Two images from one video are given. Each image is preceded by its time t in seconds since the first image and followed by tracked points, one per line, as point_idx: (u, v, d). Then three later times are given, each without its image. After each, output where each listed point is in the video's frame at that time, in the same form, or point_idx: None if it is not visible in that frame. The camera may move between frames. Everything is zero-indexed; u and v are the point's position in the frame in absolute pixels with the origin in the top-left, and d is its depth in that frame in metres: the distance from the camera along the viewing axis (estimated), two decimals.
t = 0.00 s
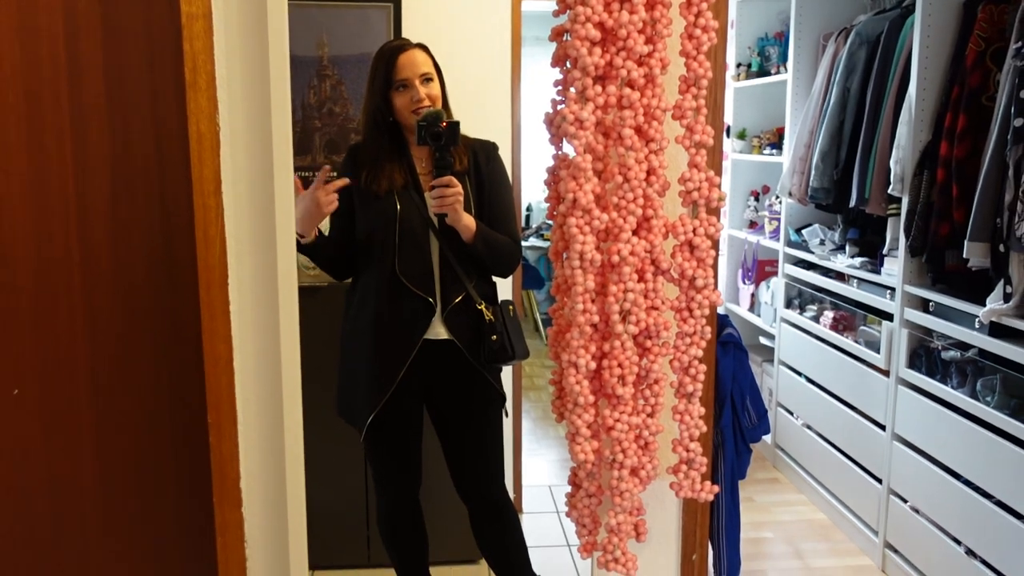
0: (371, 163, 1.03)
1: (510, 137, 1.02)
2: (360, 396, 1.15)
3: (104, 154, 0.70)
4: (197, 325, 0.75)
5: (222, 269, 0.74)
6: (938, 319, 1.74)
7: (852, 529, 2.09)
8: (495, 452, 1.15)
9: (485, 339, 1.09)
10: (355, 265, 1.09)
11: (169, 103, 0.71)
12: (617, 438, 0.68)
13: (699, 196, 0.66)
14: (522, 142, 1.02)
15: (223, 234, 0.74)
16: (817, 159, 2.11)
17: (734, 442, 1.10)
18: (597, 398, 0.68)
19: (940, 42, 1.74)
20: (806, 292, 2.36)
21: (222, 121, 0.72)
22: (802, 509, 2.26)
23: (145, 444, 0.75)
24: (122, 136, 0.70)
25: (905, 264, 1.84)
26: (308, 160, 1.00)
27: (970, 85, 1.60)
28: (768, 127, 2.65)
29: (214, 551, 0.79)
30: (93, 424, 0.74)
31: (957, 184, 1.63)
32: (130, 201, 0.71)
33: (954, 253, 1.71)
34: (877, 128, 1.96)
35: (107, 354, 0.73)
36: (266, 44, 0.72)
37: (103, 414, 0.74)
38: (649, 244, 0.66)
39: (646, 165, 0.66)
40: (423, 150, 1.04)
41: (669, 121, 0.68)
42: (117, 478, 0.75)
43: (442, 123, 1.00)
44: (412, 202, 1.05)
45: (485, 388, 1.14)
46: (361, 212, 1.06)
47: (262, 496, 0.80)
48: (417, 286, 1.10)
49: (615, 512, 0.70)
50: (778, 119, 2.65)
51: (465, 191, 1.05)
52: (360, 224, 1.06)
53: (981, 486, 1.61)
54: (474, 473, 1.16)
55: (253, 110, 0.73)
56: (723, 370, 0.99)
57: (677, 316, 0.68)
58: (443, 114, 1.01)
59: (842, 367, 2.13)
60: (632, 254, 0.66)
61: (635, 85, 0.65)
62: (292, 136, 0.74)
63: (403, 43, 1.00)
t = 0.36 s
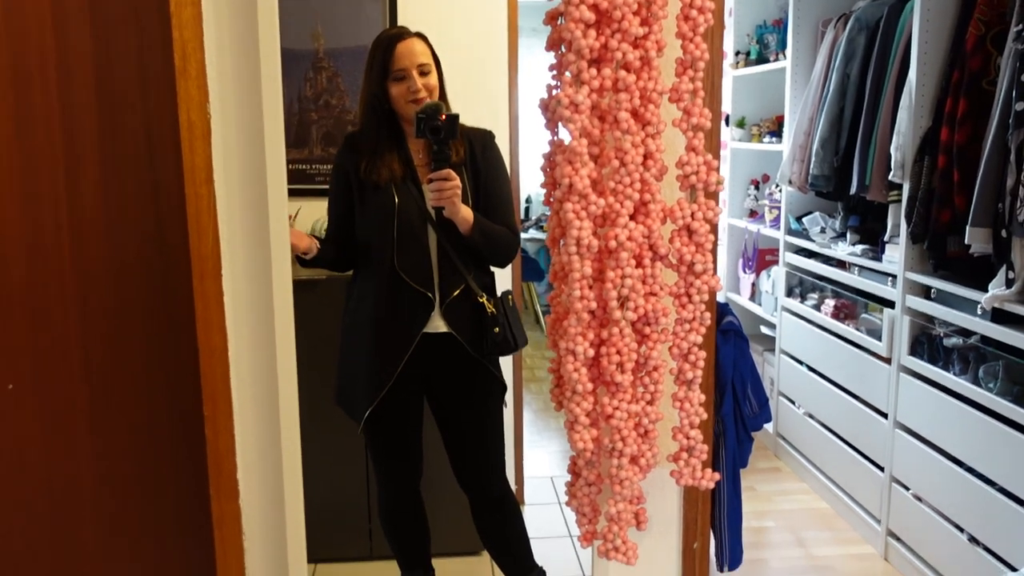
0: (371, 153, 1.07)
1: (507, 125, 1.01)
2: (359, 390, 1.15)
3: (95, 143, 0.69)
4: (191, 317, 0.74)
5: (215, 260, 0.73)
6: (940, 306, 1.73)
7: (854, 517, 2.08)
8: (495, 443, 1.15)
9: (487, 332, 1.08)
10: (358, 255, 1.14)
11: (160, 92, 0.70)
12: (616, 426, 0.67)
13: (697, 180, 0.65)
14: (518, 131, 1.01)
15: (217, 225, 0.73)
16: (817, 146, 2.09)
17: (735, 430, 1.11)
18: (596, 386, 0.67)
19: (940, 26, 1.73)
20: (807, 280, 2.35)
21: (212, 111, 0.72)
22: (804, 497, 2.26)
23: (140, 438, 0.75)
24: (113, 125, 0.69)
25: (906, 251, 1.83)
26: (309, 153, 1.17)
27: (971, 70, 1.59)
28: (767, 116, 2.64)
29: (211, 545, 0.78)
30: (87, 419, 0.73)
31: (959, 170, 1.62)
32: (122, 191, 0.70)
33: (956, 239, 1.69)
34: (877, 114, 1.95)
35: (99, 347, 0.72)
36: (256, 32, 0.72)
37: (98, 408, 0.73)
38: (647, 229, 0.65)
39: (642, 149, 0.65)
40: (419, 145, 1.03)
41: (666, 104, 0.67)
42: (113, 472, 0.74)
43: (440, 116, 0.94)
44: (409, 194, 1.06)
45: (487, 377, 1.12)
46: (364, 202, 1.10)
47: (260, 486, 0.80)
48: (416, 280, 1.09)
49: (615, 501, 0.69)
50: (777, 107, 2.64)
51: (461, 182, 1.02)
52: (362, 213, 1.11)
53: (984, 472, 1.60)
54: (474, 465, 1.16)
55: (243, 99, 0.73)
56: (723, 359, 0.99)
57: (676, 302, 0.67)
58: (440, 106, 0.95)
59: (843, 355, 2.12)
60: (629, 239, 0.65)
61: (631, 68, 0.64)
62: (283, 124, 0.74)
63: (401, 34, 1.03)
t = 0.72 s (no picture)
0: (368, 135, 1.07)
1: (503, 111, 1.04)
2: (359, 377, 1.13)
3: (90, 130, 0.68)
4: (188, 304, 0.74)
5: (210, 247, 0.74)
6: (937, 290, 1.74)
7: (851, 501, 2.10)
8: (494, 429, 1.15)
9: (486, 317, 1.08)
10: (352, 240, 1.13)
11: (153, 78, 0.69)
12: (612, 411, 0.67)
13: (693, 165, 0.65)
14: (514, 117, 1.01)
15: (211, 212, 0.74)
16: (813, 130, 2.09)
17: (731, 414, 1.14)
18: (592, 370, 0.67)
19: (938, 9, 1.72)
20: (803, 265, 2.35)
21: (206, 97, 0.72)
22: (800, 481, 2.27)
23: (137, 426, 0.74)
24: (108, 111, 0.69)
25: (903, 235, 1.83)
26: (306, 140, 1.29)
27: (968, 53, 1.59)
28: (764, 100, 2.63)
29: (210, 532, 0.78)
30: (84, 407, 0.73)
31: (956, 153, 1.61)
32: (116, 178, 0.70)
33: (952, 223, 1.70)
34: (874, 98, 1.94)
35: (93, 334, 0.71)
36: (249, 19, 0.72)
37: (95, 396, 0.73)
38: (643, 215, 0.65)
39: (638, 135, 0.64)
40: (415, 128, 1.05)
41: (662, 89, 0.67)
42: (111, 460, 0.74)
43: (437, 101, 0.92)
44: (406, 178, 1.07)
45: (484, 361, 1.13)
46: (360, 185, 1.10)
47: (258, 471, 0.80)
48: (414, 265, 1.08)
49: (610, 486, 0.69)
50: (774, 91, 2.63)
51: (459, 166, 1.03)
52: (359, 196, 1.10)
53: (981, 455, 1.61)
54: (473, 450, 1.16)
55: (238, 85, 0.73)
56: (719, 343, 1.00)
57: (672, 288, 0.67)
58: (437, 91, 0.93)
59: (839, 339, 2.13)
60: (625, 225, 0.64)
61: (626, 52, 0.63)
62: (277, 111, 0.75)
63: (403, 17, 1.04)
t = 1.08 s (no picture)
0: (364, 126, 1.06)
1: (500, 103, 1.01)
2: (356, 368, 1.15)
3: (87, 127, 0.69)
4: (186, 300, 0.74)
5: (209, 243, 0.73)
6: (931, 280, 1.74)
7: (845, 490, 2.11)
8: (492, 421, 1.16)
9: (482, 308, 1.09)
10: (348, 231, 1.14)
11: (150, 72, 0.69)
12: (610, 405, 0.67)
13: (690, 160, 0.65)
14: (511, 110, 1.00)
15: (210, 208, 0.73)
16: (810, 121, 2.09)
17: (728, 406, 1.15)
18: (589, 364, 0.67)
19: None
20: (799, 255, 2.36)
21: (204, 91, 0.71)
22: (795, 471, 2.29)
23: (136, 421, 0.75)
24: (104, 108, 0.69)
25: (898, 226, 1.84)
26: (300, 131, 1.04)
27: (963, 43, 1.59)
28: (761, 90, 2.62)
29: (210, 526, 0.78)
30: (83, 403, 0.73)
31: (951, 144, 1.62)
32: (114, 175, 0.70)
33: (948, 214, 1.69)
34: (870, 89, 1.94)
35: (93, 328, 0.72)
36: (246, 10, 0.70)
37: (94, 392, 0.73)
38: (640, 209, 0.65)
39: (635, 129, 0.64)
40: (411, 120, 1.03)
41: (658, 84, 0.67)
42: (111, 455, 0.75)
43: (433, 91, 0.93)
44: (402, 170, 1.07)
45: (480, 353, 1.13)
46: (356, 177, 1.10)
47: (257, 470, 0.79)
48: (411, 256, 1.09)
49: (608, 479, 0.70)
50: (770, 81, 2.63)
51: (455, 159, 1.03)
52: (354, 187, 1.11)
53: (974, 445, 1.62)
54: (471, 442, 1.17)
55: (236, 80, 0.71)
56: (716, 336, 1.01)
57: (669, 282, 0.67)
58: (433, 81, 0.95)
59: (835, 329, 2.14)
60: (623, 219, 0.65)
61: (623, 47, 0.64)
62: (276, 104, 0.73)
63: (398, 10, 1.02)
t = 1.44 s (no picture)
0: (370, 123, 1.06)
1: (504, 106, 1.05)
2: (358, 367, 1.14)
3: (97, 129, 0.68)
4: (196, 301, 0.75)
5: (218, 245, 0.74)
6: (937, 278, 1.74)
7: (851, 488, 2.11)
8: (497, 420, 1.16)
9: (484, 309, 1.09)
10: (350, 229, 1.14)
11: (160, 75, 0.70)
12: (619, 405, 0.67)
13: (698, 160, 0.66)
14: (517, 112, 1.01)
15: (219, 210, 0.74)
16: (813, 120, 2.09)
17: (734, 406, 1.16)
18: (599, 365, 0.67)
19: None
20: (803, 254, 2.36)
21: (212, 95, 0.72)
22: (801, 469, 2.28)
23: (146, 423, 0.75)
24: (114, 111, 0.69)
25: (902, 225, 1.84)
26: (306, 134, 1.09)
27: (967, 41, 1.59)
28: (764, 88, 2.62)
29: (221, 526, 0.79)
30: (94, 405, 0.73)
31: (955, 142, 1.62)
32: (124, 177, 0.70)
33: (952, 212, 1.70)
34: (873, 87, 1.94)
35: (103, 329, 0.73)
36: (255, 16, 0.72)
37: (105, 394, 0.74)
38: (649, 210, 0.65)
39: (643, 130, 0.64)
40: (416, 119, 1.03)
41: (666, 84, 0.67)
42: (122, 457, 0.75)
43: (435, 92, 0.93)
44: (405, 170, 1.06)
45: (482, 355, 1.13)
46: (360, 175, 1.10)
47: (269, 467, 0.81)
48: (411, 258, 1.08)
49: (618, 479, 0.70)
50: (774, 80, 2.63)
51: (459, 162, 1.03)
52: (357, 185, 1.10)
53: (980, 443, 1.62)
54: (476, 442, 1.16)
55: (245, 87, 0.73)
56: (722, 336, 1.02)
57: (678, 283, 0.68)
58: (435, 82, 0.94)
59: (839, 327, 2.14)
60: (632, 220, 0.65)
61: (631, 48, 0.64)
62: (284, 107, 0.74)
63: (413, 11, 1.03)
